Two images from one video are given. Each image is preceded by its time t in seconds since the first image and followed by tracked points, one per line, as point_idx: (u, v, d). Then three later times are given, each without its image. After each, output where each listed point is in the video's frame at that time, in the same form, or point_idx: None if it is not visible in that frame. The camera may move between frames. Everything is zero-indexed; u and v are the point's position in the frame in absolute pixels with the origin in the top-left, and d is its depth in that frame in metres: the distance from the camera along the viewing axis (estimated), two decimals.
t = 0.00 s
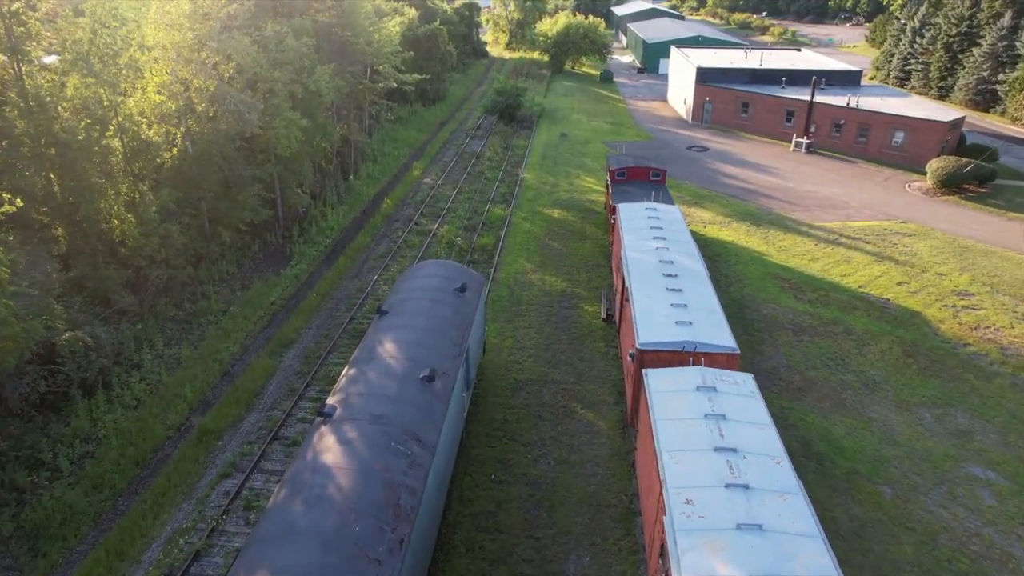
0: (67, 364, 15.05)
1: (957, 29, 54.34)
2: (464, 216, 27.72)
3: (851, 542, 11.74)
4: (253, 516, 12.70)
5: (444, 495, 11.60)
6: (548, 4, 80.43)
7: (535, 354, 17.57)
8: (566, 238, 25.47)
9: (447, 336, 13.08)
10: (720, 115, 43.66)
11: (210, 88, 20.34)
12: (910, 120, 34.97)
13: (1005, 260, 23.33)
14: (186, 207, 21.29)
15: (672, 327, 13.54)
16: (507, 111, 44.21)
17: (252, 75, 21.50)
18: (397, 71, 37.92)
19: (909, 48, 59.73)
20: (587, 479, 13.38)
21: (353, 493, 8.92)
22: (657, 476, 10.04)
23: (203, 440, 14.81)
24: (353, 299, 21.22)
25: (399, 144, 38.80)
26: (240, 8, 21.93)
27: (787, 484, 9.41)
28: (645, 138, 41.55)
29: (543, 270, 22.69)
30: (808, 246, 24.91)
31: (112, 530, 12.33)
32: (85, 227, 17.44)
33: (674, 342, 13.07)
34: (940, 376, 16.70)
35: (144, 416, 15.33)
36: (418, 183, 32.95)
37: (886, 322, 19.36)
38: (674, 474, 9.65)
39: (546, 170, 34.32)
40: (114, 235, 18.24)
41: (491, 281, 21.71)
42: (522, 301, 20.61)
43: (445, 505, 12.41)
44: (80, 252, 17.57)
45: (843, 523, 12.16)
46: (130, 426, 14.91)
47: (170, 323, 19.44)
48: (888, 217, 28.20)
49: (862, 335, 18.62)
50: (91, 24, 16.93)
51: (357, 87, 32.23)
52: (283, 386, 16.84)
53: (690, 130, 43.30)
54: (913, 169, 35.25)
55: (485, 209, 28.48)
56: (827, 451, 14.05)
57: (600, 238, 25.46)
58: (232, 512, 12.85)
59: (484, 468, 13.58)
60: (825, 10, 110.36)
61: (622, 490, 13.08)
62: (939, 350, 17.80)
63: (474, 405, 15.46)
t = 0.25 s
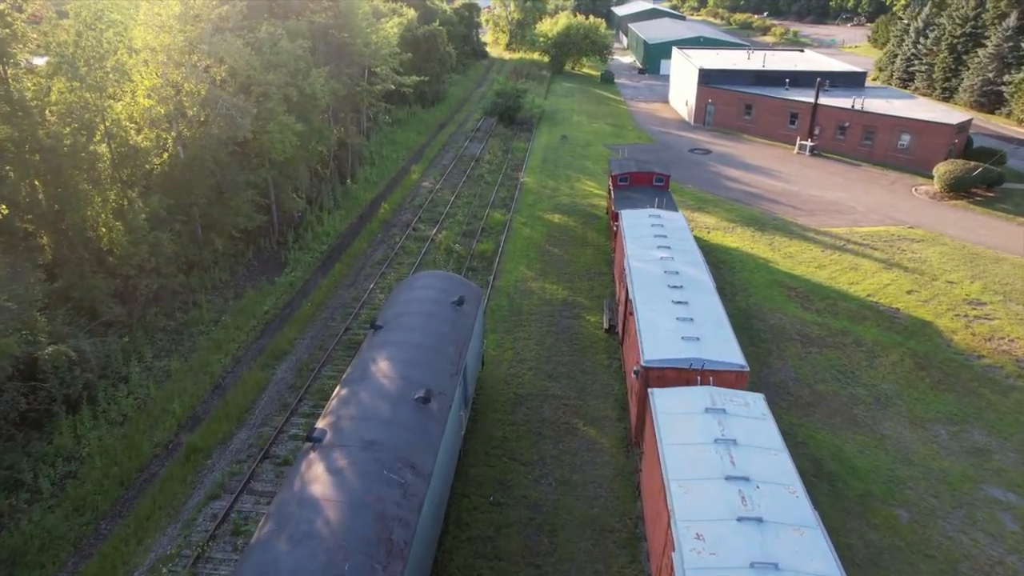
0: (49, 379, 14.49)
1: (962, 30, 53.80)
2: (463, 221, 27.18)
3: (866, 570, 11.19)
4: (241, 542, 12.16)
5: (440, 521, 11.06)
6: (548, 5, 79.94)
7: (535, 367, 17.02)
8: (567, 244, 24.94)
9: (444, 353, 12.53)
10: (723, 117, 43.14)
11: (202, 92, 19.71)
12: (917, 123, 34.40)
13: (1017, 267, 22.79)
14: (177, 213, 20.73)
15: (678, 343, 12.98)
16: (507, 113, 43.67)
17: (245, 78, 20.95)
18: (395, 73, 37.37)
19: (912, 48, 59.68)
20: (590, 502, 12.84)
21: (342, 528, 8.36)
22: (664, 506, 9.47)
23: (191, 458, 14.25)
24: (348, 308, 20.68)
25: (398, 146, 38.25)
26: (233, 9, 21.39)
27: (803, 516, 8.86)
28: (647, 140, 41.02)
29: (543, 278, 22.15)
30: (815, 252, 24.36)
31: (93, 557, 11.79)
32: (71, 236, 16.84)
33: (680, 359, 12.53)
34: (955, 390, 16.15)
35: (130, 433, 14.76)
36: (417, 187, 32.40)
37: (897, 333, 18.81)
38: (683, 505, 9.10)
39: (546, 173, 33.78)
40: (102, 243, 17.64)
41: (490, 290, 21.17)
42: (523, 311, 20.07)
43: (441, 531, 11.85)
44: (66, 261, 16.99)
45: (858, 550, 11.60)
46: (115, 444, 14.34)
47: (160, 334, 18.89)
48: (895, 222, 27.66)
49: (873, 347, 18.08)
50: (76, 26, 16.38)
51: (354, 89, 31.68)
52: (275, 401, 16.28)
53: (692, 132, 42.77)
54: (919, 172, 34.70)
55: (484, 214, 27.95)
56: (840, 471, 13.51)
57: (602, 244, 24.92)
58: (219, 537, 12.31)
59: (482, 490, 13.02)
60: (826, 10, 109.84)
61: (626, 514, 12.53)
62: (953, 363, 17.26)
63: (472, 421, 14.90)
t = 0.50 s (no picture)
0: (32, 394, 13.99)
1: (966, 30, 53.32)
2: (461, 226, 26.69)
3: None
4: (229, 566, 11.68)
5: (436, 546, 10.60)
6: (548, 5, 79.50)
7: (536, 379, 16.55)
8: (568, 250, 24.46)
9: (441, 369, 12.04)
10: (725, 119, 42.66)
11: (193, 95, 19.26)
12: (922, 125, 33.93)
13: None
14: (169, 219, 20.23)
15: (685, 358, 12.50)
16: (507, 115, 43.21)
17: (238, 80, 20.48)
18: (394, 74, 36.86)
19: (915, 48, 59.32)
20: (592, 523, 12.36)
21: (332, 564, 7.89)
22: (673, 536, 8.98)
23: (179, 476, 13.77)
24: (344, 317, 20.21)
25: (396, 148, 37.79)
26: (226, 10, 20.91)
27: (820, 549, 8.37)
28: (648, 142, 40.52)
29: (544, 285, 21.68)
30: (821, 258, 23.88)
31: None
32: (58, 244, 16.34)
33: (686, 376, 12.05)
34: (969, 404, 15.68)
35: (117, 449, 14.27)
36: (415, 191, 31.91)
37: (907, 342, 18.33)
38: (693, 536, 8.60)
39: (546, 176, 33.29)
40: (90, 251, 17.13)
41: (489, 298, 20.71)
42: (522, 319, 19.59)
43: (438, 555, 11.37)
44: (53, 270, 16.54)
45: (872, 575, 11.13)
46: (100, 460, 13.86)
47: (150, 343, 18.41)
48: (902, 226, 27.18)
49: (883, 357, 17.60)
50: (62, 28, 15.91)
51: (352, 91, 31.18)
52: (268, 414, 15.80)
53: (694, 134, 42.27)
54: (925, 175, 34.22)
55: (484, 218, 27.47)
56: (852, 490, 13.03)
57: (603, 249, 24.44)
58: (207, 561, 11.83)
59: (481, 510, 12.55)
60: (827, 10, 109.30)
61: (631, 536, 12.06)
62: (965, 374, 16.78)
63: (471, 437, 14.43)
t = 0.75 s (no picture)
0: (12, 412, 13.40)
1: (971, 31, 52.73)
2: (460, 231, 26.11)
3: None
4: None
5: None
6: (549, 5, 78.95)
7: (537, 394, 15.98)
8: (569, 257, 23.90)
9: (437, 389, 11.47)
10: (728, 120, 42.09)
11: (183, 99, 18.70)
12: (929, 127, 33.36)
13: None
14: (159, 226, 19.67)
15: (692, 377, 11.95)
16: (507, 117, 42.64)
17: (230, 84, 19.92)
18: (392, 76, 36.28)
19: (919, 49, 58.81)
20: (596, 550, 11.80)
21: None
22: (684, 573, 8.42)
23: (165, 498, 13.20)
24: (339, 327, 19.64)
25: (395, 151, 37.23)
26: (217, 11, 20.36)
27: None
28: (650, 145, 39.93)
29: (545, 293, 21.11)
30: (829, 265, 23.30)
31: None
32: (42, 253, 15.80)
33: (695, 397, 11.49)
34: (986, 420, 15.12)
35: (100, 468, 13.70)
36: (413, 195, 31.33)
37: (920, 354, 17.75)
38: None
39: (547, 180, 32.72)
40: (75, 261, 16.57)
41: (488, 308, 20.15)
42: (523, 330, 19.01)
43: None
44: (38, 279, 16.05)
45: None
46: (82, 481, 13.28)
47: (138, 355, 17.83)
48: (910, 232, 26.61)
49: (895, 370, 17.03)
50: (43, 30, 15.30)
51: (348, 93, 30.58)
52: (258, 431, 15.23)
53: (697, 136, 41.70)
54: (932, 178, 33.64)
55: (483, 224, 26.89)
56: (867, 514, 12.46)
57: (605, 256, 23.87)
58: None
59: (479, 536, 11.98)
60: (829, 10, 108.68)
61: (636, 565, 11.49)
62: (981, 389, 16.21)
63: (469, 457, 13.86)
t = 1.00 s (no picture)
0: None
1: (975, 31, 52.20)
2: (459, 236, 25.59)
3: None
4: None
5: None
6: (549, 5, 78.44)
7: (538, 409, 15.47)
8: (571, 263, 23.39)
9: (433, 409, 10.95)
10: (731, 122, 41.57)
11: (173, 103, 18.29)
12: (936, 129, 32.82)
13: None
14: (149, 233, 19.15)
15: (701, 395, 11.44)
16: (507, 118, 42.12)
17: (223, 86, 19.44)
18: (391, 77, 35.76)
19: (923, 50, 58.36)
20: None
21: None
22: None
23: (150, 519, 12.68)
24: (334, 337, 19.12)
25: (393, 153, 36.71)
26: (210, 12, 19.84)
27: None
28: (652, 147, 39.43)
29: (545, 301, 20.60)
30: (836, 271, 22.76)
31: None
32: (27, 262, 15.26)
33: (704, 417, 10.98)
34: (1003, 437, 14.60)
35: (83, 488, 13.17)
36: (411, 199, 30.82)
37: (933, 365, 17.22)
38: None
39: (547, 183, 32.21)
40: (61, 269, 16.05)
41: (488, 317, 19.63)
42: (523, 340, 18.49)
43: None
44: (23, 288, 15.56)
45: None
46: (63, 502, 12.76)
47: (127, 367, 17.31)
48: (918, 237, 26.09)
49: (907, 382, 16.50)
50: (26, 32, 14.76)
51: (345, 95, 30.06)
52: (250, 447, 14.71)
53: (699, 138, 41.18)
54: (939, 181, 33.11)
55: (482, 229, 26.37)
56: (883, 537, 11.94)
57: (608, 262, 23.36)
58: None
59: (477, 561, 11.46)
60: (830, 10, 108.11)
61: None
62: (997, 403, 15.68)
63: (467, 476, 13.34)
